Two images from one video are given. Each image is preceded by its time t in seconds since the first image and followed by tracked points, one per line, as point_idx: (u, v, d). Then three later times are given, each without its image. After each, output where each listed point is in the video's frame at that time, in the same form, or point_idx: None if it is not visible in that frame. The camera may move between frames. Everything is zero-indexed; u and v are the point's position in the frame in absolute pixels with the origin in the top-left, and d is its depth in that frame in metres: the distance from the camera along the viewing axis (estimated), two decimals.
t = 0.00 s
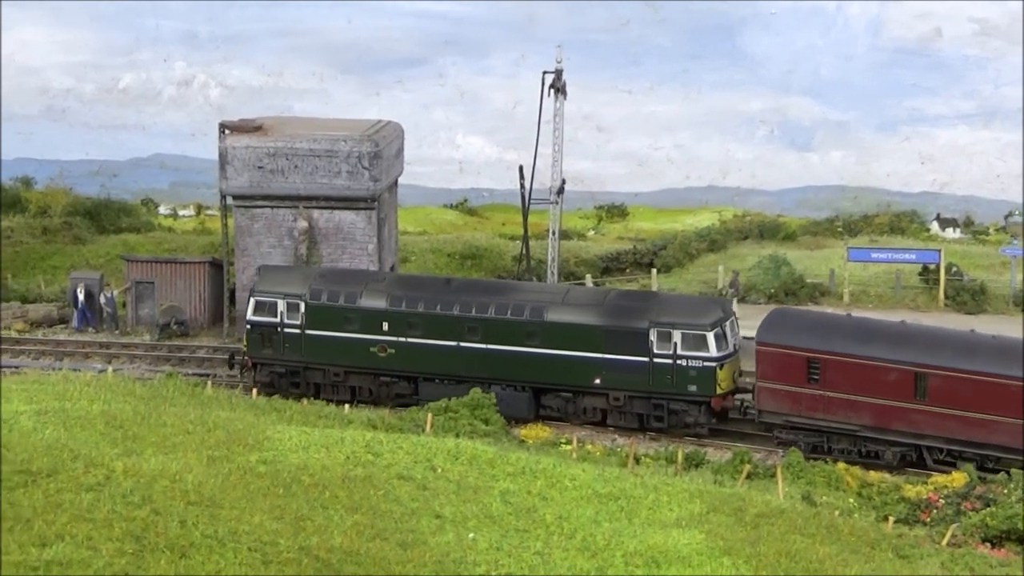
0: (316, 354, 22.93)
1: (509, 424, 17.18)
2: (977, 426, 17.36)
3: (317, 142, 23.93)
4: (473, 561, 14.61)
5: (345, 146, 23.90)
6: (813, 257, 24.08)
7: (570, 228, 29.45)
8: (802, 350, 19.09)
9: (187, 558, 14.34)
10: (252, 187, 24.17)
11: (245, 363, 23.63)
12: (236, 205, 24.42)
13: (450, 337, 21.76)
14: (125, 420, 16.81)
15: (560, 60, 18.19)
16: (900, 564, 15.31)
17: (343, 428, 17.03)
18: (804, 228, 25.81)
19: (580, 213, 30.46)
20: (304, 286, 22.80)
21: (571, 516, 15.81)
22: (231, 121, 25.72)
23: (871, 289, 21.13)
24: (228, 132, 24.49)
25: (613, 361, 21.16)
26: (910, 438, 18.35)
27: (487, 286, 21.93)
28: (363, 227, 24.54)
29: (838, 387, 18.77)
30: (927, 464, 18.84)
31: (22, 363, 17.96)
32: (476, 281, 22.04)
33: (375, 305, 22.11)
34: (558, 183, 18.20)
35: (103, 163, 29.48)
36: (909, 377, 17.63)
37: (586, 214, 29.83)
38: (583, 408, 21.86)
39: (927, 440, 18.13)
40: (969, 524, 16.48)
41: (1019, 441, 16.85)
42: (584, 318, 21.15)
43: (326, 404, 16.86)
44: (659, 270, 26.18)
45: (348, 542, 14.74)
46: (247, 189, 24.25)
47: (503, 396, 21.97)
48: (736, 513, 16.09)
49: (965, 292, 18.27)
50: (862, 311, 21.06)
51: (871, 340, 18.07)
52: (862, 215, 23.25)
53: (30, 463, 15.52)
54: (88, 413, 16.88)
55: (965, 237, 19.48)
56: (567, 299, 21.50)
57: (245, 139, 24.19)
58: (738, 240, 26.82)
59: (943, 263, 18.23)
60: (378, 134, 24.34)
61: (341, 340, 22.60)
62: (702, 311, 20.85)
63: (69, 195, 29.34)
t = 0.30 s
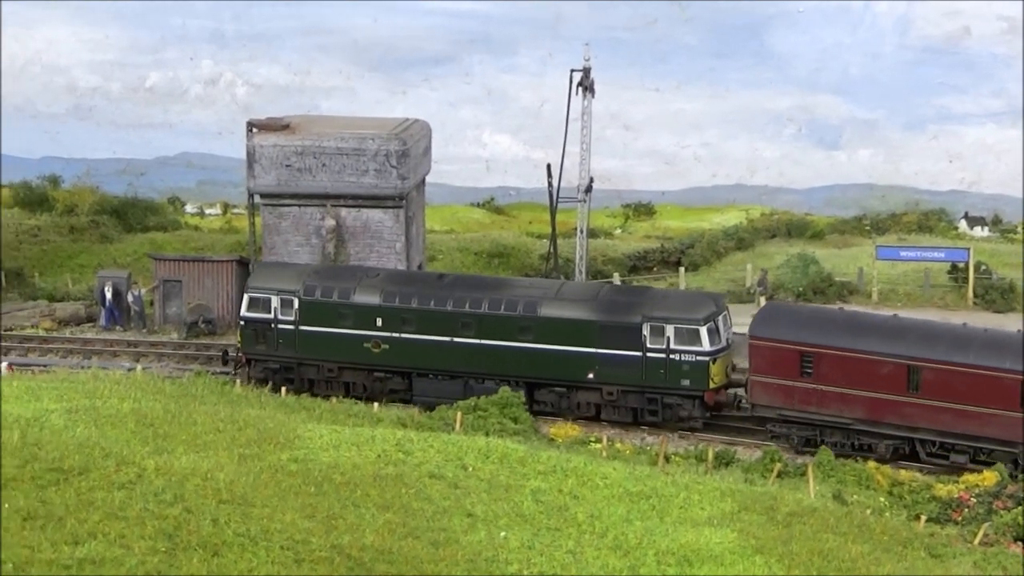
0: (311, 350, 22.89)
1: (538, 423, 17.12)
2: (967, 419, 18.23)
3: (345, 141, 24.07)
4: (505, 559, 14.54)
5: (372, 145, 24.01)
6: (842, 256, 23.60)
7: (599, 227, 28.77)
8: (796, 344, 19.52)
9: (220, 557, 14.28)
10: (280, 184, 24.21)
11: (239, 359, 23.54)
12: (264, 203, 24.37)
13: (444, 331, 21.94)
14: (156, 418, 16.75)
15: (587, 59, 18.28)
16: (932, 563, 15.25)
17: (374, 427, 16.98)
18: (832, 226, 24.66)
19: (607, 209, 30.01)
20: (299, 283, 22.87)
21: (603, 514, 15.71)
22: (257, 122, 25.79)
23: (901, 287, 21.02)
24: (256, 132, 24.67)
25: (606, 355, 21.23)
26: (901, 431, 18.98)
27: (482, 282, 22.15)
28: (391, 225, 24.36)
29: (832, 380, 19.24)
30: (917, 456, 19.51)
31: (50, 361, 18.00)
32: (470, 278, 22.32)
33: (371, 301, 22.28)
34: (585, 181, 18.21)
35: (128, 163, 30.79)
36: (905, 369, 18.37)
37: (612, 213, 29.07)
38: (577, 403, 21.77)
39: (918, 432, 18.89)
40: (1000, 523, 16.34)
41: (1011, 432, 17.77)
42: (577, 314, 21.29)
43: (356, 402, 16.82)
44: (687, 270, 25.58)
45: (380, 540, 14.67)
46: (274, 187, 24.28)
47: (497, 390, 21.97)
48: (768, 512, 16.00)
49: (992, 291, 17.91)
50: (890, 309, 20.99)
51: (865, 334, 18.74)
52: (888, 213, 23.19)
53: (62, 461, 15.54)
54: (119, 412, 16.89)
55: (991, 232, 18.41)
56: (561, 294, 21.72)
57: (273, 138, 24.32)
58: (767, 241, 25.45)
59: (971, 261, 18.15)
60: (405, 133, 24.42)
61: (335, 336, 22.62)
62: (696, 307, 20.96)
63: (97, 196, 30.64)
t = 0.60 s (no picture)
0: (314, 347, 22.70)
1: (571, 423, 17.01)
2: (968, 416, 18.30)
3: (377, 140, 23.68)
4: (541, 560, 14.47)
5: (404, 145, 23.60)
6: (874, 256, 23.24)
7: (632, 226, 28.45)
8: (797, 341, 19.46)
9: (256, 557, 14.26)
10: (312, 183, 23.91)
11: (241, 357, 23.31)
12: (296, 201, 24.08)
13: (446, 329, 21.77)
14: (191, 417, 16.69)
15: (619, 58, 18.22)
16: (969, 565, 15.19)
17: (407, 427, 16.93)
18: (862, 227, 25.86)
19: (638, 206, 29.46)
20: (301, 280, 22.67)
21: (638, 515, 15.59)
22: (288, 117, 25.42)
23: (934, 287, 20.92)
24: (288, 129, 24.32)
25: (608, 352, 21.05)
26: (903, 428, 18.89)
27: (485, 280, 22.01)
28: (422, 225, 24.07)
29: (834, 377, 19.12)
30: (919, 453, 19.35)
31: (83, 361, 18.00)
32: (472, 276, 22.11)
33: (373, 298, 22.09)
34: (617, 181, 18.18)
35: (160, 164, 33.10)
36: (908, 366, 18.46)
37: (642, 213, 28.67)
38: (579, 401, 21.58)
39: (920, 429, 18.80)
40: None
41: (1013, 429, 17.91)
42: (580, 311, 21.14)
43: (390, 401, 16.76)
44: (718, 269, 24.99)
45: (416, 541, 14.61)
46: (306, 186, 24.01)
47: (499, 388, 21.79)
48: (803, 513, 15.95)
49: None
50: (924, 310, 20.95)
51: (868, 331, 18.87)
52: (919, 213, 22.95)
53: (97, 461, 15.55)
54: (153, 411, 16.87)
55: None
56: (562, 292, 21.51)
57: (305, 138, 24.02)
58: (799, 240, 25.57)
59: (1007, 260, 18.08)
60: (439, 132, 23.98)
61: (338, 334, 22.44)
62: (697, 304, 20.80)
63: (126, 198, 31.40)
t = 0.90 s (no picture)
0: (318, 347, 21.80)
1: (612, 426, 16.86)
2: (973, 413, 18.10)
3: (416, 140, 21.68)
4: (585, 564, 14.35)
5: (444, 145, 21.56)
6: (915, 257, 22.18)
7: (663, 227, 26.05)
8: (801, 339, 19.16)
9: (300, 561, 14.14)
10: (351, 185, 21.91)
11: (246, 356, 22.31)
12: (333, 203, 22.18)
13: (450, 330, 20.91)
14: (232, 420, 16.59)
15: (659, 60, 18.20)
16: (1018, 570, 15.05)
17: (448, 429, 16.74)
18: (902, 227, 22.73)
19: (677, 209, 28.53)
20: (304, 280, 21.69)
21: (682, 519, 15.46)
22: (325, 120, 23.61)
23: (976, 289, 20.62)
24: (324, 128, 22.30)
25: (611, 352, 20.46)
26: (908, 426, 18.75)
27: (486, 277, 21.17)
28: (462, 227, 22.00)
29: (839, 375, 18.89)
30: (924, 450, 19.18)
31: (122, 362, 17.97)
32: (475, 273, 21.21)
33: (375, 298, 21.17)
34: (658, 182, 18.15)
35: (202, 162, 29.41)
36: (912, 364, 18.16)
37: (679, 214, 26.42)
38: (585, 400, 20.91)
39: (924, 427, 18.62)
40: None
41: (1017, 425, 17.71)
42: (583, 310, 20.43)
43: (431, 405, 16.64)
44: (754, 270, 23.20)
45: (460, 545, 14.48)
46: (344, 188, 22.06)
47: (504, 388, 21.04)
48: (848, 517, 15.76)
49: None
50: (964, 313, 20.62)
51: (872, 329, 18.52)
52: (961, 215, 22.39)
53: (140, 464, 15.45)
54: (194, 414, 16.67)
55: None
56: (565, 291, 20.77)
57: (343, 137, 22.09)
58: (838, 242, 22.79)
59: None
60: (479, 131, 21.76)
61: (342, 334, 21.51)
62: (699, 302, 20.23)
63: (166, 197, 28.87)
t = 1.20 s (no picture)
0: (325, 349, 21.14)
1: (652, 431, 16.82)
2: (978, 415, 18.06)
3: (453, 145, 21.14)
4: (627, 571, 14.10)
5: (481, 149, 20.93)
6: (954, 262, 21.74)
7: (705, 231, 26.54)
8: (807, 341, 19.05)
9: (342, 569, 13.95)
10: (390, 191, 21.32)
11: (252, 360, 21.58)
12: (372, 209, 21.51)
13: (456, 333, 20.30)
14: (271, 425, 16.42)
15: (699, 66, 18.15)
16: None
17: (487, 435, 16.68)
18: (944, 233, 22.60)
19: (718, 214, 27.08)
20: (311, 283, 21.03)
21: (725, 527, 15.16)
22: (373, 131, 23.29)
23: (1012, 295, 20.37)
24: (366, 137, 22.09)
25: (615, 355, 19.91)
26: (914, 428, 18.57)
27: (495, 280, 20.62)
28: (500, 232, 21.30)
29: (845, 377, 18.77)
30: (930, 454, 18.96)
31: (161, 368, 17.95)
32: (480, 275, 20.63)
33: (381, 301, 20.55)
34: (696, 187, 18.05)
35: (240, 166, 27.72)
36: (918, 365, 18.14)
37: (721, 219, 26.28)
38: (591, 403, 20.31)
39: (931, 429, 18.48)
40: None
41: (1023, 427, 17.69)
42: (589, 313, 19.92)
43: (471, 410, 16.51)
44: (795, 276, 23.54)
45: (501, 552, 14.19)
46: (383, 194, 21.40)
47: (511, 391, 20.41)
48: (891, 524, 15.35)
49: None
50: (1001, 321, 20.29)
51: (878, 331, 18.53)
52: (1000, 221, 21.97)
53: (181, 470, 15.29)
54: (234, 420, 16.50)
55: None
56: (572, 293, 20.28)
57: (383, 143, 21.49)
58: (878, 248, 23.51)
59: None
60: (518, 136, 21.20)
61: (348, 336, 20.87)
62: (704, 306, 19.73)
63: (203, 201, 28.10)
